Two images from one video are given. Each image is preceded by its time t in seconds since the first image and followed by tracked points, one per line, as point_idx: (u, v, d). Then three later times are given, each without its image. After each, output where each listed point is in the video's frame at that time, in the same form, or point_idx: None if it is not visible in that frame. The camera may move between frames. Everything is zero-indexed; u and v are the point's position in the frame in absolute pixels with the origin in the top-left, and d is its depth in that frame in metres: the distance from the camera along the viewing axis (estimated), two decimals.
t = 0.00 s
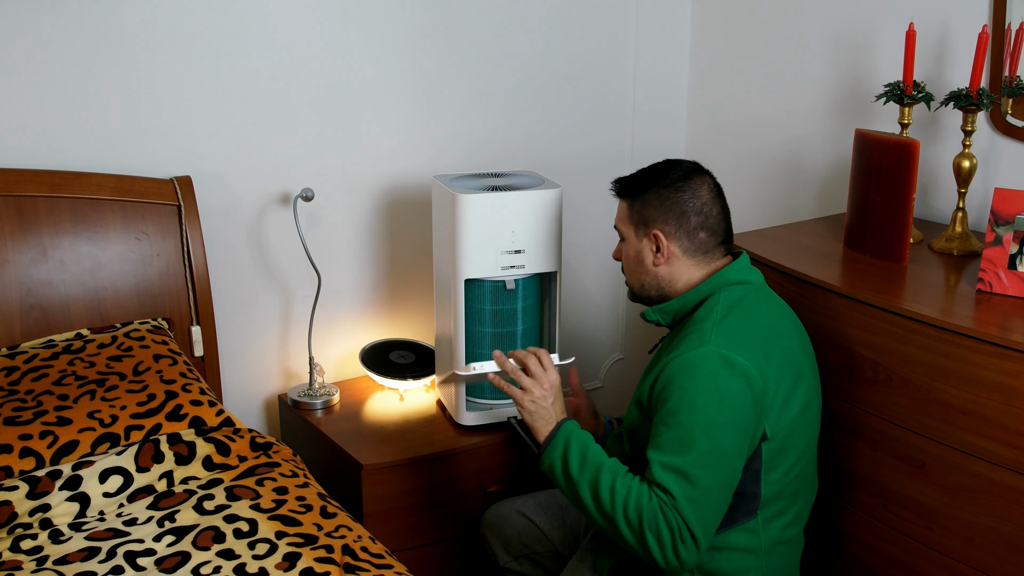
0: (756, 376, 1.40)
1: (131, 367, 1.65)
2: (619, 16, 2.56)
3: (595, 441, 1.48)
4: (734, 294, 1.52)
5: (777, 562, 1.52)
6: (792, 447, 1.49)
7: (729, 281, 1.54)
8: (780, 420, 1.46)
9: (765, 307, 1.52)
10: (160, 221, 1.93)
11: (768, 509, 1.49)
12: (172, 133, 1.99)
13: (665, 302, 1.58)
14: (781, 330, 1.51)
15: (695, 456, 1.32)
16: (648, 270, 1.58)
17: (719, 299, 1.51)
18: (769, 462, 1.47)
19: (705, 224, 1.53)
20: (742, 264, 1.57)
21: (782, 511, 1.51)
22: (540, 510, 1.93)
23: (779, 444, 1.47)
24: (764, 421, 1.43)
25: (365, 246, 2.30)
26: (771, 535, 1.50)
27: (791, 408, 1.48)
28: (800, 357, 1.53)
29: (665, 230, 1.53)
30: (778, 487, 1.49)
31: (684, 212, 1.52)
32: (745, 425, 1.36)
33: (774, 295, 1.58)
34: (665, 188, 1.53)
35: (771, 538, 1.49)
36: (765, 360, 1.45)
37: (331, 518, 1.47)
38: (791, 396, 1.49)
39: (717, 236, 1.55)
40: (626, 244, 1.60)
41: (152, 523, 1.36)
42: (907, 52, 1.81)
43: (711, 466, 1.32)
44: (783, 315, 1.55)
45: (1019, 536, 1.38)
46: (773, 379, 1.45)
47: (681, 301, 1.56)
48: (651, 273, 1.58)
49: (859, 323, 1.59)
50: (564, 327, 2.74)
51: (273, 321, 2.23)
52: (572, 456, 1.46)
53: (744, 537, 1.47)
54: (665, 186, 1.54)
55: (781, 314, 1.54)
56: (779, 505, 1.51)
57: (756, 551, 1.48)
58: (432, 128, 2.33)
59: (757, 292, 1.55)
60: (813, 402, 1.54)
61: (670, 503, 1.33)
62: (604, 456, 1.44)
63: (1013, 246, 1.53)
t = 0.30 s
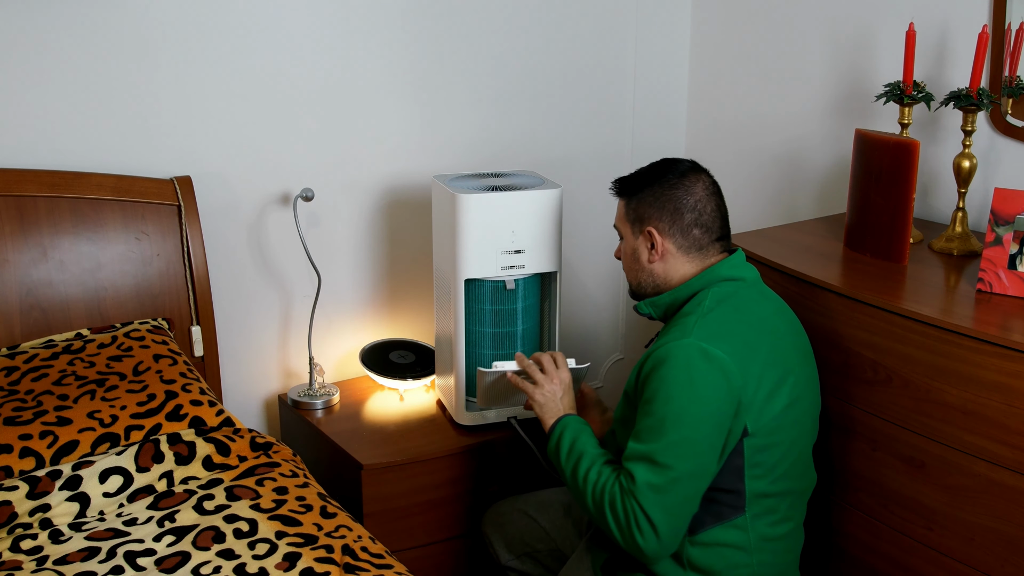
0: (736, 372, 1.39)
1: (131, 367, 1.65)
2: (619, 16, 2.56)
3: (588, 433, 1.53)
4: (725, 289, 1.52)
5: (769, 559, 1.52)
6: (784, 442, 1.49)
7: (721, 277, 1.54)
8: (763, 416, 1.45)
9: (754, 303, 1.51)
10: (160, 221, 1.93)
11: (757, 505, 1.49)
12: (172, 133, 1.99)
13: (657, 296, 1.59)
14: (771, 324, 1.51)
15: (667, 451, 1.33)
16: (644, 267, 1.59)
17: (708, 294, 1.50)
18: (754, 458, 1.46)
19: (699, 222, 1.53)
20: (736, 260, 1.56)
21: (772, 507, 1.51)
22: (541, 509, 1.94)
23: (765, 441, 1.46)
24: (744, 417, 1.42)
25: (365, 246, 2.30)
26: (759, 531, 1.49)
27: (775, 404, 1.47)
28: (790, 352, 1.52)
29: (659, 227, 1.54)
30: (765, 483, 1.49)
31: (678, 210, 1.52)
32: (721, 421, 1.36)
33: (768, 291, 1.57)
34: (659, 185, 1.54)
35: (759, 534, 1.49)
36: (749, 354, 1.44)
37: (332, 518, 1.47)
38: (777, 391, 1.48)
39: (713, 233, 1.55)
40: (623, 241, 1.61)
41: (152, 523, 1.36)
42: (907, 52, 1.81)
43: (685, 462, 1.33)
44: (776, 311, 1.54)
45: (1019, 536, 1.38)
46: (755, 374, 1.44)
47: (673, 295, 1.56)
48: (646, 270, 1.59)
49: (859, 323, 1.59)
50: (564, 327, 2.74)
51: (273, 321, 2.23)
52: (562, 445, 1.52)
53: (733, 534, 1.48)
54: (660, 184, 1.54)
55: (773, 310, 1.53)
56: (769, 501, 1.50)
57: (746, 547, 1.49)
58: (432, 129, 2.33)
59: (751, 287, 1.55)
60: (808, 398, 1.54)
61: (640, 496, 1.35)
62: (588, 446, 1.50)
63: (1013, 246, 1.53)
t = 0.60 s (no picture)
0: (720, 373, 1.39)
1: (131, 367, 1.65)
2: (619, 17, 2.56)
3: (585, 421, 1.60)
4: (722, 286, 1.53)
5: (764, 558, 1.51)
6: (780, 442, 1.49)
7: (719, 275, 1.53)
8: (755, 416, 1.45)
9: (751, 302, 1.51)
10: (160, 221, 1.93)
11: (751, 503, 1.49)
12: (172, 133, 1.99)
13: (655, 293, 1.59)
14: (766, 322, 1.51)
15: (642, 444, 1.37)
16: (644, 266, 1.59)
17: (703, 292, 1.51)
18: (745, 456, 1.46)
19: (699, 221, 1.53)
20: (735, 258, 1.56)
21: (766, 506, 1.51)
22: (547, 506, 1.93)
23: (756, 440, 1.46)
24: (733, 416, 1.42)
25: (365, 246, 2.30)
26: (754, 529, 1.49)
27: (766, 402, 1.47)
28: (784, 351, 1.52)
29: (659, 227, 1.54)
30: (759, 481, 1.49)
31: (677, 209, 1.52)
32: (701, 422, 1.37)
33: (767, 291, 1.57)
34: (659, 185, 1.54)
35: (754, 532, 1.49)
36: (741, 352, 1.44)
37: (331, 518, 1.47)
38: (769, 390, 1.47)
39: (711, 231, 1.55)
40: (624, 241, 1.62)
41: (152, 523, 1.36)
42: (907, 52, 1.81)
43: (658, 461, 1.36)
44: (774, 310, 1.54)
45: (1018, 536, 1.38)
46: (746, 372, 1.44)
47: (671, 292, 1.57)
48: (647, 269, 1.59)
49: (859, 323, 1.59)
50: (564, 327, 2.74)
51: (273, 321, 2.23)
52: (558, 429, 1.59)
53: (727, 531, 1.48)
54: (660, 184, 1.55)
55: (770, 309, 1.53)
56: (763, 500, 1.50)
57: (741, 546, 1.49)
58: (432, 129, 2.33)
59: (749, 287, 1.55)
60: (806, 398, 1.55)
61: (613, 488, 1.40)
62: (580, 433, 1.56)
63: (1013, 246, 1.53)
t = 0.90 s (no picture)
0: (721, 371, 1.40)
1: (131, 367, 1.65)
2: (619, 17, 2.56)
3: (586, 414, 1.62)
4: (729, 285, 1.53)
5: (767, 558, 1.51)
6: (784, 441, 1.49)
7: (724, 274, 1.54)
8: (758, 415, 1.45)
9: (757, 302, 1.51)
10: (160, 221, 1.93)
11: (754, 503, 1.49)
12: (171, 133, 1.99)
13: (661, 292, 1.59)
14: (772, 321, 1.50)
15: (641, 438, 1.39)
16: (652, 265, 1.59)
17: (709, 291, 1.51)
18: (748, 455, 1.45)
19: (707, 221, 1.53)
20: (740, 258, 1.56)
21: (769, 506, 1.50)
22: (550, 503, 1.92)
23: (759, 438, 1.46)
24: (736, 415, 1.42)
25: (365, 246, 2.30)
26: (757, 528, 1.49)
27: (770, 402, 1.46)
28: (789, 350, 1.51)
29: (667, 227, 1.54)
30: (762, 480, 1.48)
31: (686, 209, 1.52)
32: (699, 420, 1.37)
33: (773, 291, 1.57)
34: (667, 186, 1.54)
35: (756, 531, 1.49)
36: (745, 350, 1.44)
37: (331, 518, 1.47)
38: (773, 389, 1.47)
39: (719, 231, 1.55)
40: (631, 240, 1.62)
41: (152, 523, 1.36)
42: (907, 52, 1.81)
43: (656, 455, 1.37)
44: (779, 309, 1.54)
45: (1018, 536, 1.38)
46: (750, 371, 1.44)
47: (677, 290, 1.57)
48: (654, 268, 1.60)
49: (859, 323, 1.59)
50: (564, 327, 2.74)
51: (273, 321, 2.23)
52: (560, 421, 1.62)
53: (729, 530, 1.48)
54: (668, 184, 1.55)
55: (776, 307, 1.54)
56: (767, 498, 1.50)
57: (743, 545, 1.49)
58: (432, 129, 2.33)
59: (755, 286, 1.55)
60: (809, 398, 1.54)
61: (608, 478, 1.43)
62: (581, 424, 1.59)
63: (1013, 246, 1.53)
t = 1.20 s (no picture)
0: (720, 370, 1.39)
1: (131, 367, 1.65)
2: (619, 17, 2.56)
3: (589, 407, 1.62)
4: (731, 283, 1.53)
5: (767, 557, 1.51)
6: (784, 440, 1.49)
7: (725, 273, 1.53)
8: (758, 413, 1.45)
9: (757, 301, 1.51)
10: (160, 221, 1.93)
11: (756, 501, 1.49)
12: (171, 133, 1.99)
13: (663, 291, 1.59)
14: (773, 320, 1.50)
15: (640, 434, 1.39)
16: (654, 264, 1.60)
17: (710, 290, 1.51)
18: (749, 453, 1.46)
19: (709, 221, 1.53)
20: (741, 258, 1.56)
21: (770, 504, 1.50)
22: (552, 501, 1.92)
23: (759, 436, 1.46)
24: (736, 413, 1.42)
25: (365, 245, 2.30)
26: (758, 527, 1.49)
27: (771, 400, 1.46)
28: (790, 349, 1.51)
29: (669, 225, 1.55)
30: (762, 478, 1.48)
31: (688, 209, 1.53)
32: (699, 417, 1.37)
33: (775, 291, 1.57)
34: (670, 185, 1.55)
35: (757, 529, 1.49)
36: (746, 349, 1.44)
37: (332, 518, 1.47)
38: (773, 388, 1.47)
39: (720, 231, 1.55)
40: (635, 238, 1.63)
41: (152, 523, 1.36)
42: (908, 52, 1.81)
43: (655, 451, 1.37)
44: (781, 308, 1.54)
45: (1018, 536, 1.38)
46: (751, 369, 1.43)
47: (677, 290, 1.57)
48: (656, 267, 1.60)
49: (859, 323, 1.59)
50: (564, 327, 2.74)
51: (273, 321, 2.23)
52: (561, 414, 1.62)
53: (730, 529, 1.48)
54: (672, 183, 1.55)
55: (778, 306, 1.53)
56: (767, 497, 1.50)
57: (744, 543, 1.49)
58: (432, 129, 2.33)
59: (756, 285, 1.55)
60: (810, 398, 1.54)
61: (608, 474, 1.43)
62: (583, 418, 1.59)
63: (1013, 246, 1.53)
